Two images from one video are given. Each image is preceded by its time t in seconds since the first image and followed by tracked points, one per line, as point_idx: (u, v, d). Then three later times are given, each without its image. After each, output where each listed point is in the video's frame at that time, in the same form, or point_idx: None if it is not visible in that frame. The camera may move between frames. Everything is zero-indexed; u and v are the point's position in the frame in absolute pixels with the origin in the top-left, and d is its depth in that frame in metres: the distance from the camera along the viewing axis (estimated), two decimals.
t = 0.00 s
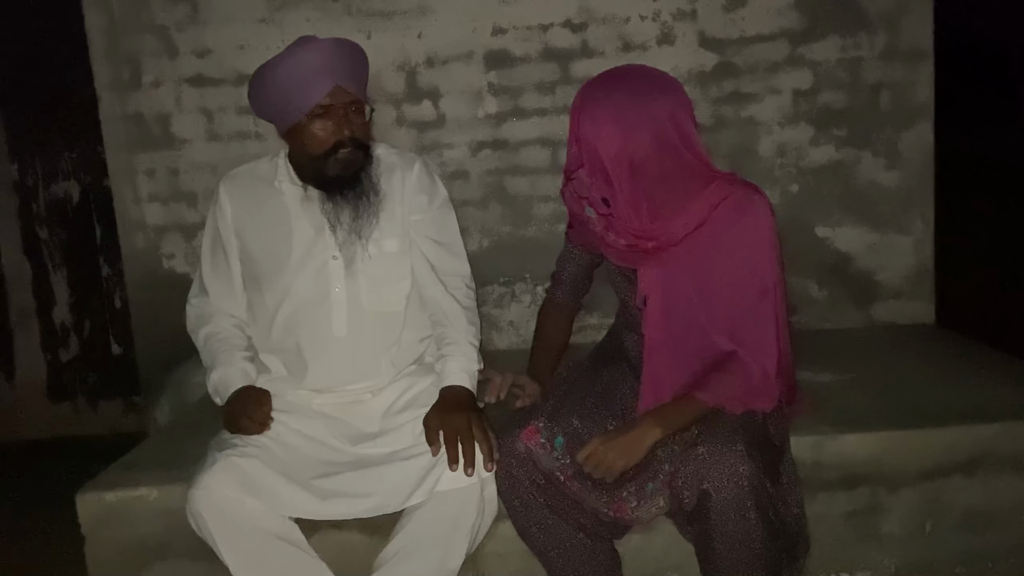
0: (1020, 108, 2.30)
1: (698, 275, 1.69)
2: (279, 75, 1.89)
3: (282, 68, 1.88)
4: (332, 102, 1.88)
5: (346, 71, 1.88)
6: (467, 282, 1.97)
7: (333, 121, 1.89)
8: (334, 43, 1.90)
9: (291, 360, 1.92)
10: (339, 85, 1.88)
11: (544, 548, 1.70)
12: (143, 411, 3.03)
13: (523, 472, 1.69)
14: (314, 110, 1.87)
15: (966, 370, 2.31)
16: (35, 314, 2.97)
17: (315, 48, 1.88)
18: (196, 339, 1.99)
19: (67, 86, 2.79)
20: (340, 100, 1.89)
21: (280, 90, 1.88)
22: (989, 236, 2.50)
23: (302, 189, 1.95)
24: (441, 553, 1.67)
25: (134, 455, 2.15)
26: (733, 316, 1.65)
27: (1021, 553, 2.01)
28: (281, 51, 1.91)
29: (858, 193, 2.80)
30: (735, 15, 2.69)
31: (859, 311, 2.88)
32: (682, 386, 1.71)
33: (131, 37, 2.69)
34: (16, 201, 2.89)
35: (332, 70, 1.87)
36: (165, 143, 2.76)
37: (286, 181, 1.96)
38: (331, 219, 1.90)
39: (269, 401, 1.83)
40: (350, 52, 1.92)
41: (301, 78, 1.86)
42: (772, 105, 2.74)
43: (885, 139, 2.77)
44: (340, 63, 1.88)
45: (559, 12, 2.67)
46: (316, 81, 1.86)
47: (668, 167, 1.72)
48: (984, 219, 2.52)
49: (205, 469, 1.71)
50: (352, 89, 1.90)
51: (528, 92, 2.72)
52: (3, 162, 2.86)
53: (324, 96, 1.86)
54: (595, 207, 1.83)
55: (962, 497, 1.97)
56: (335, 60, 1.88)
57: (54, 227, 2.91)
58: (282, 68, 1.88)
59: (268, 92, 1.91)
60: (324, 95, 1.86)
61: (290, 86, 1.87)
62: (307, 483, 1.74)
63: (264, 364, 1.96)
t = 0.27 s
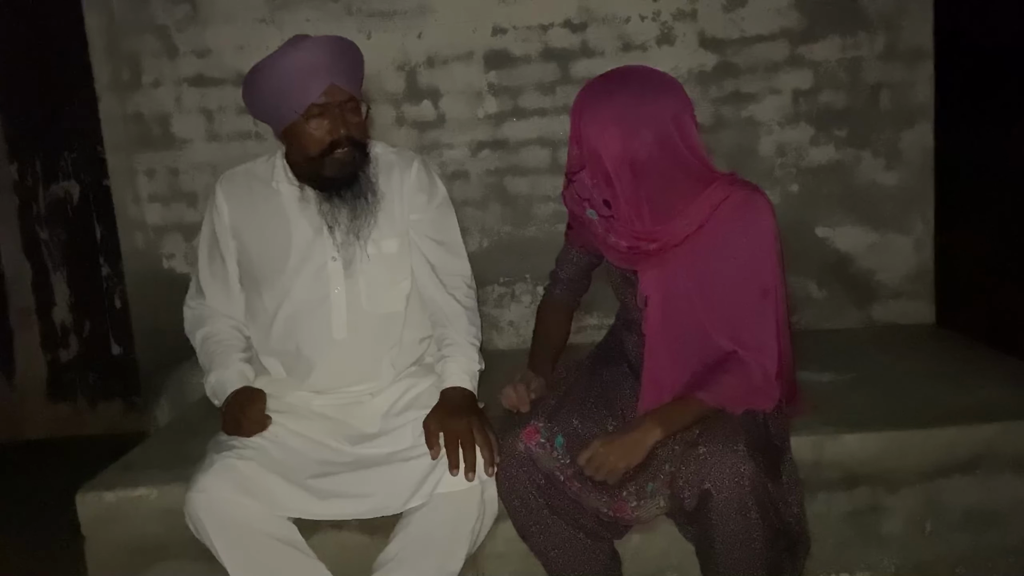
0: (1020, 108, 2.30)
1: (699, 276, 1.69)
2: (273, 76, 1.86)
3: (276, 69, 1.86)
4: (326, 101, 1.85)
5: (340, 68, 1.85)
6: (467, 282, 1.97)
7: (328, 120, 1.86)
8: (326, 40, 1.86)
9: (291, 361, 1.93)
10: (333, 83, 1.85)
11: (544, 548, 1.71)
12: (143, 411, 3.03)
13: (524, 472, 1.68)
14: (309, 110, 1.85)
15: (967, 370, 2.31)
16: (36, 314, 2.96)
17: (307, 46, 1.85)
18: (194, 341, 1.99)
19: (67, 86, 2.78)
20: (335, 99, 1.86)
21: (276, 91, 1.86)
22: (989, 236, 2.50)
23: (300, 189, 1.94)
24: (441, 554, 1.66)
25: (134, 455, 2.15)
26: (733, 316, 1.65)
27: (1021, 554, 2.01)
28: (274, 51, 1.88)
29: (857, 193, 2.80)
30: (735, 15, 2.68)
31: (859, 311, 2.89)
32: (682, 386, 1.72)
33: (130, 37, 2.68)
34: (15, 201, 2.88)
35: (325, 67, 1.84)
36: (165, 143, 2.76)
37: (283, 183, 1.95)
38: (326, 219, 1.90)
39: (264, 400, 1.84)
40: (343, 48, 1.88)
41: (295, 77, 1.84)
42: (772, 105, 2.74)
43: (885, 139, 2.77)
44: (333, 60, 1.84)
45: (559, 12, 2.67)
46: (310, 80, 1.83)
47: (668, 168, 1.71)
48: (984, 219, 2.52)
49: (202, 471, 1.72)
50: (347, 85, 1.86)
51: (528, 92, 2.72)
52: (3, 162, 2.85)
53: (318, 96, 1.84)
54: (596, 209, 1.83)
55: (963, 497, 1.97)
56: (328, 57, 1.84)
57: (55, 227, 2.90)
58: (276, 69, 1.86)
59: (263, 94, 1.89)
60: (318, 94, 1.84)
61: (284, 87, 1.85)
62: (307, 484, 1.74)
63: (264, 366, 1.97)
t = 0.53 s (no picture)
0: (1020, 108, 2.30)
1: (698, 276, 1.69)
2: (267, 77, 1.86)
3: (269, 70, 1.85)
4: (322, 100, 1.85)
5: (335, 65, 1.85)
6: (469, 281, 1.96)
7: (324, 119, 1.86)
8: (318, 38, 1.86)
9: (289, 362, 1.93)
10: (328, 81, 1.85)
11: (544, 547, 1.71)
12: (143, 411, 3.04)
13: (523, 472, 1.68)
14: (304, 110, 1.85)
15: (967, 370, 2.31)
16: (36, 314, 2.96)
17: (301, 45, 1.85)
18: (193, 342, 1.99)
19: (67, 86, 2.79)
20: (330, 97, 1.86)
21: (270, 92, 1.86)
22: (988, 236, 2.51)
23: (297, 189, 1.93)
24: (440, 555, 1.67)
25: (133, 455, 2.15)
26: (732, 317, 1.65)
27: (1021, 554, 2.01)
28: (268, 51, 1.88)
29: (858, 193, 2.80)
30: (735, 15, 2.69)
31: (859, 311, 2.89)
32: (682, 387, 1.72)
33: (131, 37, 2.69)
34: (15, 201, 2.88)
35: (320, 66, 1.83)
36: (165, 143, 2.76)
37: (281, 182, 1.94)
38: (323, 219, 1.90)
39: (261, 400, 1.84)
40: (336, 46, 1.88)
41: (290, 77, 1.84)
42: (772, 105, 2.74)
43: (885, 139, 2.77)
44: (328, 58, 1.84)
45: (559, 12, 2.67)
46: (305, 79, 1.83)
47: (667, 169, 1.71)
48: (984, 219, 2.52)
49: (201, 473, 1.73)
50: (342, 83, 1.86)
51: (528, 92, 2.72)
52: (3, 162, 2.85)
53: (314, 95, 1.83)
54: (595, 209, 1.85)
55: (962, 497, 1.97)
56: (322, 56, 1.84)
57: (55, 226, 2.91)
58: (270, 69, 1.85)
59: (258, 96, 1.89)
60: (314, 92, 1.83)
61: (279, 87, 1.85)
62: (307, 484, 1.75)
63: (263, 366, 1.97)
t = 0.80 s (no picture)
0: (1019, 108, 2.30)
1: (698, 278, 1.69)
2: (259, 83, 1.84)
3: (261, 75, 1.83)
4: (316, 103, 1.82)
5: (327, 68, 1.82)
6: (470, 284, 1.93)
7: (318, 124, 1.84)
8: (309, 41, 1.84)
9: (286, 365, 1.92)
10: (321, 84, 1.83)
11: (544, 548, 1.72)
12: (143, 411, 3.04)
13: (523, 473, 1.69)
14: (299, 114, 1.83)
15: (967, 370, 2.31)
16: (36, 314, 2.96)
17: (292, 48, 1.83)
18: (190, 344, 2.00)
19: (67, 86, 2.79)
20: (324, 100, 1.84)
21: (263, 97, 1.84)
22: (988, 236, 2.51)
23: (292, 192, 1.92)
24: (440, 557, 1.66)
25: (134, 454, 2.16)
26: (730, 318, 1.66)
27: (1021, 554, 2.01)
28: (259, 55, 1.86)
29: (858, 193, 2.80)
30: (735, 15, 2.69)
31: (859, 311, 2.88)
32: (682, 388, 1.72)
33: (130, 37, 2.68)
34: (15, 201, 2.88)
35: (312, 69, 1.81)
36: (165, 143, 2.75)
37: (277, 187, 1.93)
38: (323, 226, 1.88)
39: (259, 403, 1.84)
40: (328, 48, 1.85)
41: (282, 81, 1.81)
42: (772, 105, 2.74)
43: (885, 139, 2.77)
44: (320, 61, 1.82)
45: (559, 12, 2.67)
46: (297, 83, 1.81)
47: (666, 171, 1.72)
48: (984, 220, 2.52)
49: (199, 474, 1.73)
50: (335, 86, 1.84)
51: (528, 92, 2.72)
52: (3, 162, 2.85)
53: (308, 99, 1.81)
54: (592, 210, 1.83)
55: (963, 497, 1.97)
56: (315, 58, 1.82)
57: (55, 226, 2.91)
58: (262, 74, 1.83)
59: (251, 102, 1.87)
60: (307, 96, 1.81)
61: (271, 93, 1.83)
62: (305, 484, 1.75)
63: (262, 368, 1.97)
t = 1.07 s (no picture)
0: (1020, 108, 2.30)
1: (698, 278, 1.69)
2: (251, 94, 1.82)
3: (253, 86, 1.82)
4: (309, 113, 1.80)
5: (319, 77, 1.80)
6: (473, 290, 1.91)
7: (312, 133, 1.82)
8: (301, 51, 1.82)
9: (285, 369, 1.91)
10: (314, 93, 1.81)
11: (544, 548, 1.72)
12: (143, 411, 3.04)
13: (523, 473, 1.70)
14: (291, 125, 1.80)
15: (967, 370, 2.31)
16: (36, 314, 2.96)
17: (284, 59, 1.81)
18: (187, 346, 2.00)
19: (67, 86, 2.79)
20: (316, 110, 1.81)
21: (254, 109, 1.82)
22: (988, 236, 2.51)
23: (284, 200, 1.91)
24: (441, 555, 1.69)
25: (134, 455, 2.15)
26: (729, 319, 1.66)
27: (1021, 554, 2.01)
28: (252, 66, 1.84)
29: (857, 193, 2.80)
30: (735, 15, 2.68)
31: (859, 311, 2.89)
32: (682, 388, 1.72)
33: (130, 37, 2.68)
34: (15, 201, 2.88)
35: (304, 79, 1.79)
36: (165, 143, 2.75)
37: (271, 197, 1.91)
38: (322, 235, 1.87)
39: (260, 407, 1.83)
40: (319, 57, 1.83)
41: (274, 93, 1.79)
42: (772, 105, 2.74)
43: (885, 139, 2.77)
44: (311, 71, 1.79)
45: (560, 12, 2.67)
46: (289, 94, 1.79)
47: (667, 171, 1.72)
48: (984, 219, 2.52)
49: (200, 476, 1.72)
50: (327, 96, 1.82)
51: (528, 92, 2.72)
52: (3, 162, 2.85)
53: (299, 109, 1.79)
54: (593, 212, 1.83)
55: (962, 497, 1.97)
56: (306, 68, 1.80)
57: (54, 226, 2.90)
58: (254, 86, 1.82)
59: (243, 113, 1.85)
60: (299, 107, 1.79)
61: (263, 105, 1.81)
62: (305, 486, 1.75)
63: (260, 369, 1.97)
